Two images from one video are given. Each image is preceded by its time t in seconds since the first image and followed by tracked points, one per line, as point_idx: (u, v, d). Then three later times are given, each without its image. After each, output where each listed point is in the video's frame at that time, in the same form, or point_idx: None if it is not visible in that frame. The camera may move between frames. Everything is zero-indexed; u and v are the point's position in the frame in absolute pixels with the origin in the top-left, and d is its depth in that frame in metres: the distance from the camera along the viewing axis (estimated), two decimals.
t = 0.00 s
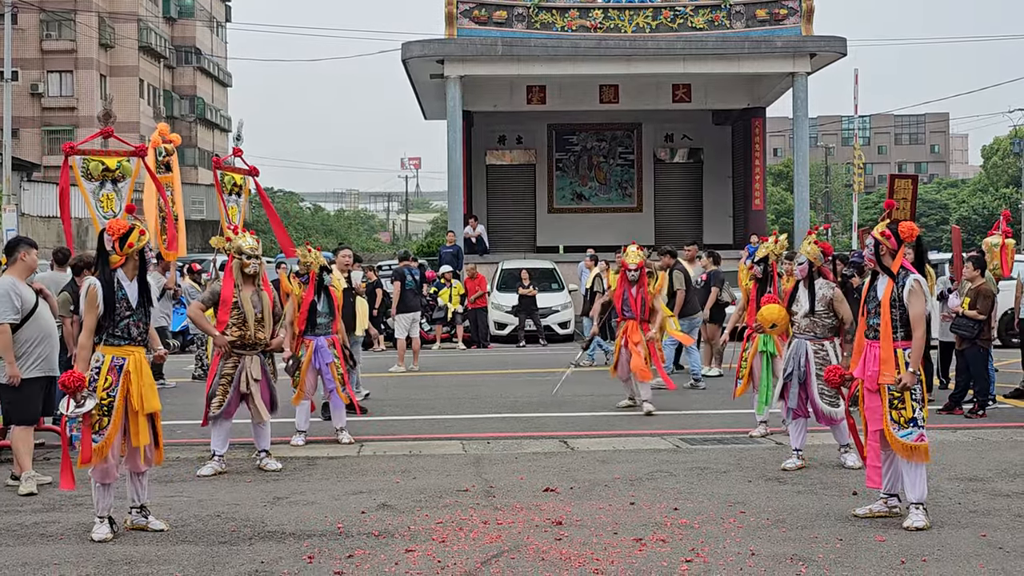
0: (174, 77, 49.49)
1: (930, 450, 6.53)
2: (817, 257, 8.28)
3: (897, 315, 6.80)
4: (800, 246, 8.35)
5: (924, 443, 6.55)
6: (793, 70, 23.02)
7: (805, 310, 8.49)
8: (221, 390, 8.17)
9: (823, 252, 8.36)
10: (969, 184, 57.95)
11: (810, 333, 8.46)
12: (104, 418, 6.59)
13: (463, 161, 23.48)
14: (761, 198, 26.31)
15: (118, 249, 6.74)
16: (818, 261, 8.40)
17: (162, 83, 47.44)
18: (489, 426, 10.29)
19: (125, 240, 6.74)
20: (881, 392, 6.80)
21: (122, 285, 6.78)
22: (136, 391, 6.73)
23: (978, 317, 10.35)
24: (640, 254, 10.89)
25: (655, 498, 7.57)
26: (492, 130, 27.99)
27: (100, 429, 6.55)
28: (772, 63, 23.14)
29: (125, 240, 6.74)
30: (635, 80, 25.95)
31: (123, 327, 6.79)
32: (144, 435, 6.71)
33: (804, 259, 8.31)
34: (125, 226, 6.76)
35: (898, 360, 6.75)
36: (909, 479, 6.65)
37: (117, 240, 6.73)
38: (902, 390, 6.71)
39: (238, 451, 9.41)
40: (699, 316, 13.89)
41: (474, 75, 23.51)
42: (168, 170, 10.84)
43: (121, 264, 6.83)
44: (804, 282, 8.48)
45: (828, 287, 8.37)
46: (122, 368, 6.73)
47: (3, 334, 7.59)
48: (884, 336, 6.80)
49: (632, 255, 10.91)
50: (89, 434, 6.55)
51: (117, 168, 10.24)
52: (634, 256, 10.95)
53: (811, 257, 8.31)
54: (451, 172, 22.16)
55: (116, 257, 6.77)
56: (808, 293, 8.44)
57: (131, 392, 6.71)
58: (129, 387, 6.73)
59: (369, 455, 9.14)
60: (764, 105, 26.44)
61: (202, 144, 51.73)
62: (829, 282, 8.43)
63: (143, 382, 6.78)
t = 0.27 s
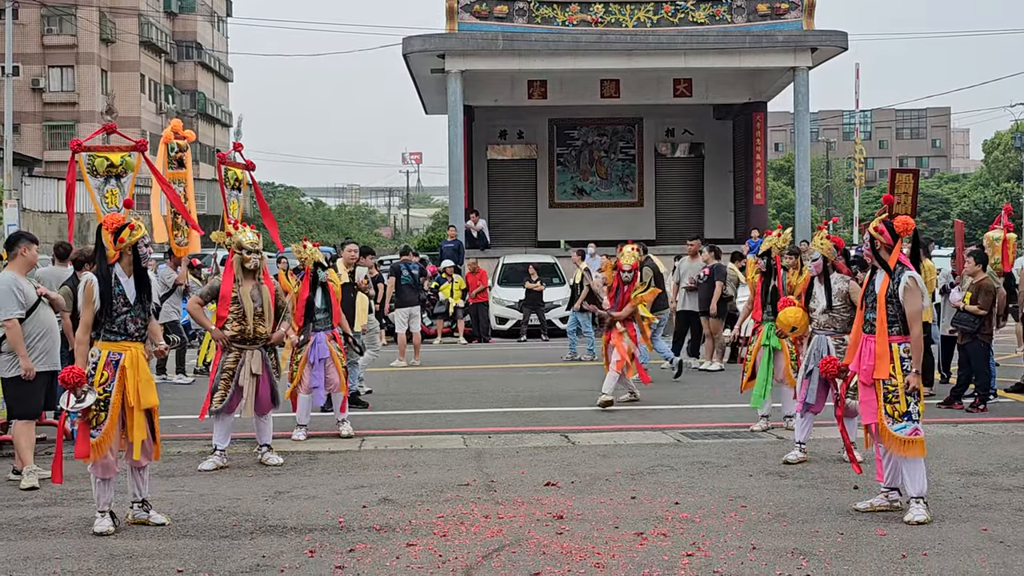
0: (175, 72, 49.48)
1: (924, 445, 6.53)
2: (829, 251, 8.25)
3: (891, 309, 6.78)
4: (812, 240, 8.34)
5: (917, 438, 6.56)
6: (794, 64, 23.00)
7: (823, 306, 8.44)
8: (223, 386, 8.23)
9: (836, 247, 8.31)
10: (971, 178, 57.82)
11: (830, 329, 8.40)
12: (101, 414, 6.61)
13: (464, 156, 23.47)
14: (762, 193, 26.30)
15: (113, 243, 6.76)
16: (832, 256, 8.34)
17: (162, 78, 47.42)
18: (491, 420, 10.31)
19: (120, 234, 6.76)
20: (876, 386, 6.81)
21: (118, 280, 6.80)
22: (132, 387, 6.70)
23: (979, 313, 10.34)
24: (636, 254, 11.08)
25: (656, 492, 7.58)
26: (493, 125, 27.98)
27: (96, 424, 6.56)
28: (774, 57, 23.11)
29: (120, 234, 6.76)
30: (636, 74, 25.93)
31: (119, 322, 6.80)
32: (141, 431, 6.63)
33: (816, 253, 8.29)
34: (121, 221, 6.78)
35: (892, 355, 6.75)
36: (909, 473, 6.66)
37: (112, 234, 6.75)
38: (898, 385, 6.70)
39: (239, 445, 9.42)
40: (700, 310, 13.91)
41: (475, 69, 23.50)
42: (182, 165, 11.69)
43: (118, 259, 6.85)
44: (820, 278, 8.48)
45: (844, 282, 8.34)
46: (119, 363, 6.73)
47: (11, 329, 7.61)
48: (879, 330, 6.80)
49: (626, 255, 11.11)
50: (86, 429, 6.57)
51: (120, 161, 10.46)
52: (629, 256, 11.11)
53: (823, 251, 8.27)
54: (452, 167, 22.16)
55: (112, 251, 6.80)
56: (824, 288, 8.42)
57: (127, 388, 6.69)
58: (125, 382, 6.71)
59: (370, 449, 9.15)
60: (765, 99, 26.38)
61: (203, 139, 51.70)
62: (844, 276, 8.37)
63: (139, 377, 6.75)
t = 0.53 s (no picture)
0: (176, 68, 49.46)
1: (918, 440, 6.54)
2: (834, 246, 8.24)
3: (887, 305, 6.78)
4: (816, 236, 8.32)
5: (911, 433, 6.56)
6: (795, 60, 22.98)
7: (832, 302, 8.45)
8: (224, 381, 8.24)
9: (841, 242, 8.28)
10: (971, 174, 57.84)
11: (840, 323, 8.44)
12: (94, 412, 6.58)
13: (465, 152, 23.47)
14: (763, 188, 26.29)
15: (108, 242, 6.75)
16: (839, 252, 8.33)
17: (163, 74, 47.41)
18: (492, 416, 10.31)
19: (115, 233, 6.75)
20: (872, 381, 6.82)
21: (115, 280, 6.78)
22: (124, 386, 6.60)
23: (980, 308, 10.32)
24: (624, 245, 10.86)
25: (657, 487, 7.58)
26: (494, 121, 27.97)
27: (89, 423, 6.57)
28: (774, 53, 23.11)
29: (116, 233, 6.74)
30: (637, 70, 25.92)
31: (117, 323, 6.78)
32: (133, 431, 6.59)
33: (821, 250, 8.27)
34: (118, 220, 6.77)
35: (888, 350, 6.75)
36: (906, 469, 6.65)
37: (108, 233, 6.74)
38: (893, 380, 6.70)
39: (240, 441, 9.43)
40: (700, 306, 13.94)
41: (476, 65, 23.51)
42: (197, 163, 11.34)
43: (114, 258, 6.84)
44: (828, 274, 8.48)
45: (852, 276, 8.39)
46: (113, 362, 6.70)
47: (14, 327, 7.62)
48: (875, 326, 6.80)
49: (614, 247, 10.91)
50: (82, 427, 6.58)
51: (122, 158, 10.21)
52: (618, 248, 10.91)
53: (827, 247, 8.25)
54: (453, 162, 22.15)
55: (109, 251, 6.81)
56: (831, 284, 8.45)
57: (118, 387, 6.60)
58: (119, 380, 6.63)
59: (371, 445, 9.15)
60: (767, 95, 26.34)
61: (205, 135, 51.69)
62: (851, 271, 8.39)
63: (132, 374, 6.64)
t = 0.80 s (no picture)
0: (175, 68, 49.45)
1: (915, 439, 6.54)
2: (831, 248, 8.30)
3: (886, 306, 6.77)
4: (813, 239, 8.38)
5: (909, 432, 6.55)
6: (795, 59, 22.98)
7: (829, 305, 8.50)
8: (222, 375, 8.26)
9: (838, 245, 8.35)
10: (972, 173, 57.79)
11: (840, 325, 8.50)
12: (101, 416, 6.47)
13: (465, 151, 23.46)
14: (763, 188, 26.28)
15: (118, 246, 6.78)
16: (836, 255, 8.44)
17: (163, 74, 47.41)
18: (492, 416, 10.30)
19: (126, 237, 6.78)
20: (871, 380, 6.82)
21: (124, 284, 6.81)
22: (130, 392, 6.52)
23: (981, 307, 10.32)
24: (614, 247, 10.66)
25: (657, 487, 7.57)
26: (494, 120, 27.96)
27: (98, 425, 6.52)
28: (774, 52, 23.10)
29: (126, 237, 6.78)
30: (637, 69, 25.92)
31: (125, 326, 6.78)
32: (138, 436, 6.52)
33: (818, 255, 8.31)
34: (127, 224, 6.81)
35: (887, 349, 6.75)
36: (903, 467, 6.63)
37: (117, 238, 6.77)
38: (892, 379, 6.70)
39: (240, 440, 9.42)
40: (700, 306, 13.93)
41: (476, 65, 23.50)
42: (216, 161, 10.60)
43: (125, 262, 6.86)
44: (824, 277, 8.54)
45: (847, 280, 8.46)
46: (120, 368, 6.64)
47: (7, 327, 7.64)
48: (874, 325, 6.80)
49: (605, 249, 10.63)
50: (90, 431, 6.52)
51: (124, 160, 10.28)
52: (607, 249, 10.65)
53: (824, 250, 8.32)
54: (453, 162, 22.15)
55: (119, 254, 6.84)
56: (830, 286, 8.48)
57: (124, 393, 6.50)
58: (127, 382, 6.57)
59: (371, 445, 9.15)
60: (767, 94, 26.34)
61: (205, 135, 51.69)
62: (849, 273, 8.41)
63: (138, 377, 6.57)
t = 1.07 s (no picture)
0: (174, 68, 49.45)
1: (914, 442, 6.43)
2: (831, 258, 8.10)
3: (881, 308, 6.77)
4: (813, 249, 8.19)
5: (909, 434, 6.46)
6: (794, 59, 23.00)
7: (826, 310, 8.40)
8: (222, 384, 8.35)
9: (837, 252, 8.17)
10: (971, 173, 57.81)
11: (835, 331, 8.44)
12: (121, 425, 6.10)
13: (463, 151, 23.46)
14: (762, 188, 26.30)
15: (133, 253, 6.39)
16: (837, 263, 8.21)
17: (161, 74, 47.43)
18: (491, 416, 10.30)
19: (138, 245, 6.42)
20: (871, 385, 6.73)
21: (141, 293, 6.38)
22: (152, 400, 6.25)
23: (981, 306, 10.33)
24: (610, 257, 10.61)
25: (656, 486, 7.57)
26: (493, 120, 27.96)
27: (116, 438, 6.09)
28: (773, 52, 23.12)
29: (139, 245, 6.42)
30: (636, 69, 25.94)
31: (136, 337, 6.33)
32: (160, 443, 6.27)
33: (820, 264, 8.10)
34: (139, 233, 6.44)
35: (886, 354, 6.68)
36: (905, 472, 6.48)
37: (132, 245, 6.39)
38: (890, 383, 6.62)
39: (239, 441, 9.41)
40: (700, 305, 13.96)
41: (475, 65, 23.52)
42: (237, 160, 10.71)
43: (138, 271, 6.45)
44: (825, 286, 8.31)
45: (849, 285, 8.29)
46: (134, 378, 6.25)
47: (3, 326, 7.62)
48: (871, 330, 6.76)
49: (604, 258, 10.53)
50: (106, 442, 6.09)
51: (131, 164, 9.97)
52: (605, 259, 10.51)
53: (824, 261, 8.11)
54: (451, 162, 22.16)
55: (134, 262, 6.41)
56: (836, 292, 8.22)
57: (147, 401, 6.23)
58: (141, 391, 6.23)
59: (369, 445, 9.14)
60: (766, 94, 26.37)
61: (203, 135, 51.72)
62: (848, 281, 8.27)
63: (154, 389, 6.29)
